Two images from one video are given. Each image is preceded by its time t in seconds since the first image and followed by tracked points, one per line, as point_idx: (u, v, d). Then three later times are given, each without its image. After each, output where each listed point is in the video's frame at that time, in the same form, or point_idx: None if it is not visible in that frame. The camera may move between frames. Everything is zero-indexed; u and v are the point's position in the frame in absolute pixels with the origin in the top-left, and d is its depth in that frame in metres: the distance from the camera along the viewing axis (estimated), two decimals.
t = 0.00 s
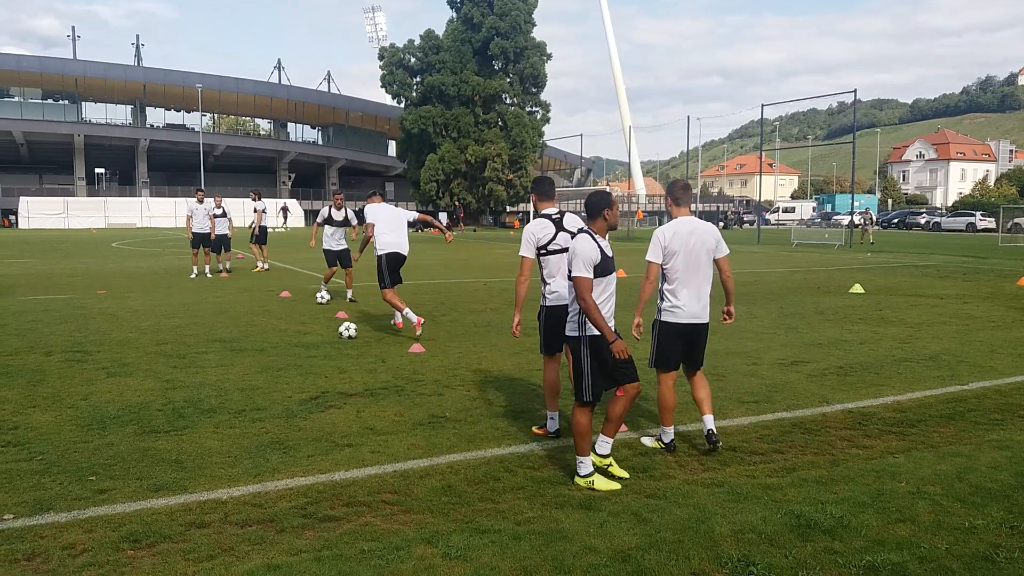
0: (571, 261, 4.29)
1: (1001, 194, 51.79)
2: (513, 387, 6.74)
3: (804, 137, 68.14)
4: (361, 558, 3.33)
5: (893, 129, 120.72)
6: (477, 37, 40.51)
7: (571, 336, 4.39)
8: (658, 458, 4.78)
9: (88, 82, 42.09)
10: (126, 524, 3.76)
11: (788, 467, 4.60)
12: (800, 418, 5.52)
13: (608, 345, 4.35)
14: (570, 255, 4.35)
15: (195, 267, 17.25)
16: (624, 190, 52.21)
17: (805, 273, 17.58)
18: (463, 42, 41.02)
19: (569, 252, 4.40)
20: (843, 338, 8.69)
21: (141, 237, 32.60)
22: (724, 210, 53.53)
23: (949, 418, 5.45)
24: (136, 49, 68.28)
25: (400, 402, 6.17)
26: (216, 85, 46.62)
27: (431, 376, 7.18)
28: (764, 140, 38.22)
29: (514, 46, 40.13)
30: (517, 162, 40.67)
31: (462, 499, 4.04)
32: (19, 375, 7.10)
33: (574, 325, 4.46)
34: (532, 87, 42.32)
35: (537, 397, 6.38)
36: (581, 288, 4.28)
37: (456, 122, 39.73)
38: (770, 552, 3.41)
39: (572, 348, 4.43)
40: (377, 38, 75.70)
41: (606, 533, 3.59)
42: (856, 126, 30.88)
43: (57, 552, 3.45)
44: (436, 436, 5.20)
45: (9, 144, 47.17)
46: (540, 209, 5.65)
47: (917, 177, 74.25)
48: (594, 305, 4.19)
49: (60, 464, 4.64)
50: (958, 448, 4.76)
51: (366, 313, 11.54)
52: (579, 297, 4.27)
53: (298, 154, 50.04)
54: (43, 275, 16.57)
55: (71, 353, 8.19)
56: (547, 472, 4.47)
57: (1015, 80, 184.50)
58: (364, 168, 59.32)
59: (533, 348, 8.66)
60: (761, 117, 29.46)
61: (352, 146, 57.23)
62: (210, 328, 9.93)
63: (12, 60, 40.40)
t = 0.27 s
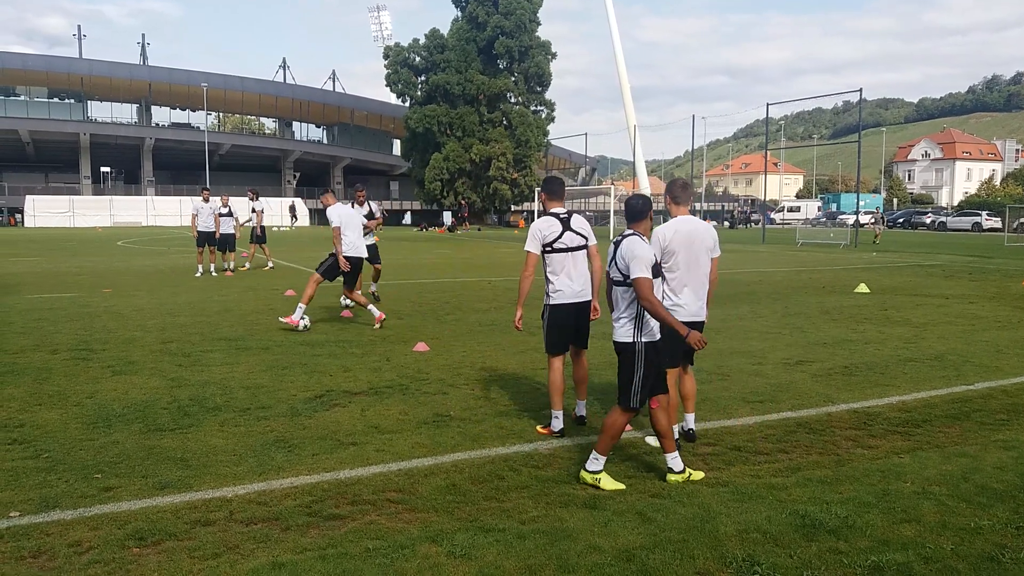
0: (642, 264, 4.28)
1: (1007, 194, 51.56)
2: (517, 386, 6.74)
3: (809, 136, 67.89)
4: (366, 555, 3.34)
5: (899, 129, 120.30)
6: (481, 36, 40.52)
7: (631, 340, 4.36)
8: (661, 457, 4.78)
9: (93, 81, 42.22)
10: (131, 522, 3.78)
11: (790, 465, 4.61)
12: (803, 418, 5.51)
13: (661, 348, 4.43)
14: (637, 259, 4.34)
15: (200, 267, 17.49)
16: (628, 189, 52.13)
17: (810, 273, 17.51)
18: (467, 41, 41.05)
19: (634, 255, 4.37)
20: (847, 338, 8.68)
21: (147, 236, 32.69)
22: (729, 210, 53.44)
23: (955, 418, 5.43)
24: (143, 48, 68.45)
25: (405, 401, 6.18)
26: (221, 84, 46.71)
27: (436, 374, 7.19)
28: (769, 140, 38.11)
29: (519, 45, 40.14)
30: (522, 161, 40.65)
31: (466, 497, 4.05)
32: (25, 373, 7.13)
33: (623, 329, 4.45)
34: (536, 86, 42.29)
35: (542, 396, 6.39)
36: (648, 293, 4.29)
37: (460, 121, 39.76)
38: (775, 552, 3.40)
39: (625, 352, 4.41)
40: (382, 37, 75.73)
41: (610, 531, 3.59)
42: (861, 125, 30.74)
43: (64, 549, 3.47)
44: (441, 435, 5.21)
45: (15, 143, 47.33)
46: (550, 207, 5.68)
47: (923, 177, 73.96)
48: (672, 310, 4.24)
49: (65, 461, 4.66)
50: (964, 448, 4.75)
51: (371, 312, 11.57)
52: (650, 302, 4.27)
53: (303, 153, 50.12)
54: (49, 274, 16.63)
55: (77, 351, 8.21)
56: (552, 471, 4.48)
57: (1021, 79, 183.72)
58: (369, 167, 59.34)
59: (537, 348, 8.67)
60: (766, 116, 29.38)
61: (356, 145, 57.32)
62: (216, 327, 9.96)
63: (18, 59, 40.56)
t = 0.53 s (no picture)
0: (682, 260, 4.34)
1: (1003, 194, 51.69)
2: (514, 386, 6.73)
3: (806, 136, 68.00)
4: (362, 555, 3.34)
5: (895, 130, 120.52)
6: (479, 36, 40.54)
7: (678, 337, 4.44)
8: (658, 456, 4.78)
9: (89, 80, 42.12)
10: (127, 522, 3.77)
11: (786, 464, 4.61)
12: (799, 417, 5.51)
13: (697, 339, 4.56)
14: (677, 255, 4.39)
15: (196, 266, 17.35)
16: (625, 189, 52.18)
17: (806, 273, 17.52)
18: (464, 40, 41.04)
19: (672, 252, 4.42)
20: (844, 338, 8.69)
21: (142, 236, 32.61)
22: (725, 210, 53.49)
23: (950, 418, 5.44)
24: (139, 47, 68.32)
25: (401, 401, 6.18)
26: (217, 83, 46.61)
27: (432, 374, 7.18)
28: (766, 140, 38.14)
29: (516, 45, 40.16)
30: (519, 161, 40.64)
31: (462, 497, 4.04)
32: (20, 372, 7.11)
33: (664, 325, 4.51)
34: (533, 86, 42.29)
35: (539, 395, 6.39)
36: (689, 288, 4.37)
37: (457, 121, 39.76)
38: (770, 552, 3.41)
39: (670, 348, 4.49)
40: (379, 36, 75.68)
41: (606, 531, 3.59)
42: (857, 125, 30.76)
43: (58, 549, 3.46)
44: (437, 435, 5.20)
45: (10, 143, 47.19)
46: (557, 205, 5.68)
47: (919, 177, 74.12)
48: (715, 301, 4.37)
49: (60, 461, 4.65)
50: (958, 448, 4.76)
51: (367, 311, 11.57)
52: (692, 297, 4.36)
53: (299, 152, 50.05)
54: (44, 273, 16.58)
55: (72, 351, 8.18)
56: (548, 470, 4.48)
57: (1016, 80, 184.16)
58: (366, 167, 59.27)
59: (533, 347, 8.66)
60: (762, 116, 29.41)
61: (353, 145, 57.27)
62: (212, 326, 9.95)
63: (14, 58, 40.44)
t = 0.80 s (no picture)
0: (722, 264, 4.29)
1: (996, 197, 51.90)
2: (509, 387, 6.73)
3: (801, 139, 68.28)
4: (356, 555, 3.33)
5: (889, 133, 120.99)
6: (475, 36, 40.56)
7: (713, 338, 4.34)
8: (653, 458, 4.79)
9: (84, 77, 41.95)
10: (120, 521, 3.76)
11: (782, 467, 4.62)
12: (793, 420, 5.53)
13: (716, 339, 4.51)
14: (713, 258, 4.32)
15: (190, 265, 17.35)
16: (620, 190, 52.23)
17: (800, 275, 17.57)
18: (461, 40, 41.06)
19: (709, 255, 4.33)
20: (838, 340, 8.72)
21: (137, 234, 32.46)
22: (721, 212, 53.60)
23: (944, 421, 5.46)
24: (133, 45, 68.06)
25: (396, 401, 6.17)
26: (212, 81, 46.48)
27: (428, 375, 7.16)
28: (762, 142, 38.17)
29: (512, 45, 40.17)
30: (514, 161, 40.63)
31: (456, 497, 4.05)
32: (12, 371, 7.07)
33: (693, 327, 4.37)
34: (529, 87, 42.28)
35: (534, 396, 6.39)
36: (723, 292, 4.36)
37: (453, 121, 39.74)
38: (765, 553, 3.41)
39: (702, 350, 4.34)
40: (374, 36, 75.59)
41: (600, 532, 3.59)
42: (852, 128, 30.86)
43: (51, 549, 3.44)
44: (432, 435, 5.19)
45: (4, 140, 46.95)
46: (560, 204, 5.71)
47: (913, 180, 74.42)
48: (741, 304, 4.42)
49: (53, 460, 4.63)
50: (952, 451, 4.78)
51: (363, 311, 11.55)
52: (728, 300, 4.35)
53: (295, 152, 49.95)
54: (37, 271, 16.51)
55: (65, 349, 8.14)
56: (543, 471, 4.48)
57: (1010, 84, 185.02)
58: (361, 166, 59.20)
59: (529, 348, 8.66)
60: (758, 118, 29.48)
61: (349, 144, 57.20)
62: (206, 325, 9.92)
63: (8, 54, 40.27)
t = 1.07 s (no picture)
0: (767, 265, 4.20)
1: (1000, 196, 51.77)
2: (513, 386, 6.73)
3: (804, 137, 68.14)
4: (360, 554, 3.34)
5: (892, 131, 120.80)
6: (478, 35, 40.55)
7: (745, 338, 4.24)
8: (656, 458, 4.79)
9: (87, 76, 42.01)
10: (124, 519, 3.77)
11: (786, 467, 4.61)
12: (796, 419, 5.53)
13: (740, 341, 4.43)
14: (757, 258, 4.22)
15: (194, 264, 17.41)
16: (623, 189, 52.20)
17: (803, 274, 17.55)
18: (464, 39, 41.06)
19: (752, 255, 4.23)
20: (841, 339, 8.71)
21: (140, 232, 32.53)
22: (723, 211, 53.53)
23: (948, 420, 5.45)
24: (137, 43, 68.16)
25: (399, 400, 6.17)
26: (215, 80, 46.52)
27: (431, 373, 7.17)
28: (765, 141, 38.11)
29: (515, 44, 40.15)
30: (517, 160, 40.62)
31: (460, 496, 4.05)
32: (16, 369, 7.08)
33: (729, 328, 4.25)
34: (532, 86, 42.25)
35: (537, 395, 6.40)
36: (759, 294, 4.29)
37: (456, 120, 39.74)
38: (767, 553, 3.41)
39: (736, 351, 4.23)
40: (378, 35, 75.62)
41: (604, 531, 3.59)
42: (855, 126, 30.80)
43: (55, 547, 3.45)
44: (435, 434, 5.20)
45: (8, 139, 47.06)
46: (558, 203, 5.71)
47: (917, 179, 74.31)
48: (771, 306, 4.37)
49: (58, 458, 4.64)
50: (955, 450, 4.78)
51: (366, 310, 11.56)
52: (765, 303, 4.28)
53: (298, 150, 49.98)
54: (41, 270, 16.56)
55: (69, 348, 8.16)
56: (546, 470, 4.48)
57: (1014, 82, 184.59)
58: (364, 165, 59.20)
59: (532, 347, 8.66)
60: (761, 117, 29.45)
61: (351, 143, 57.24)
62: (210, 324, 9.94)
63: (11, 53, 40.35)
